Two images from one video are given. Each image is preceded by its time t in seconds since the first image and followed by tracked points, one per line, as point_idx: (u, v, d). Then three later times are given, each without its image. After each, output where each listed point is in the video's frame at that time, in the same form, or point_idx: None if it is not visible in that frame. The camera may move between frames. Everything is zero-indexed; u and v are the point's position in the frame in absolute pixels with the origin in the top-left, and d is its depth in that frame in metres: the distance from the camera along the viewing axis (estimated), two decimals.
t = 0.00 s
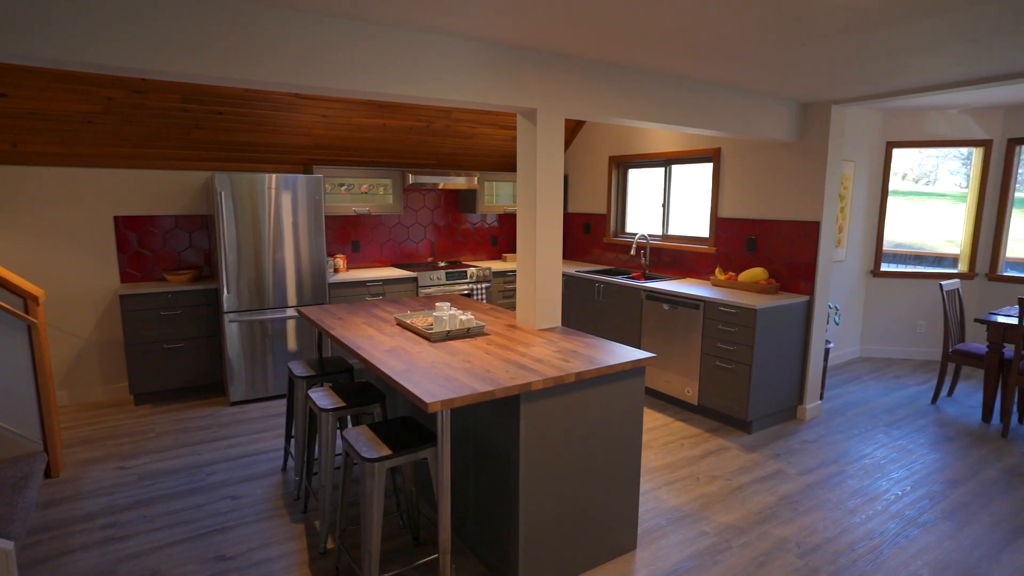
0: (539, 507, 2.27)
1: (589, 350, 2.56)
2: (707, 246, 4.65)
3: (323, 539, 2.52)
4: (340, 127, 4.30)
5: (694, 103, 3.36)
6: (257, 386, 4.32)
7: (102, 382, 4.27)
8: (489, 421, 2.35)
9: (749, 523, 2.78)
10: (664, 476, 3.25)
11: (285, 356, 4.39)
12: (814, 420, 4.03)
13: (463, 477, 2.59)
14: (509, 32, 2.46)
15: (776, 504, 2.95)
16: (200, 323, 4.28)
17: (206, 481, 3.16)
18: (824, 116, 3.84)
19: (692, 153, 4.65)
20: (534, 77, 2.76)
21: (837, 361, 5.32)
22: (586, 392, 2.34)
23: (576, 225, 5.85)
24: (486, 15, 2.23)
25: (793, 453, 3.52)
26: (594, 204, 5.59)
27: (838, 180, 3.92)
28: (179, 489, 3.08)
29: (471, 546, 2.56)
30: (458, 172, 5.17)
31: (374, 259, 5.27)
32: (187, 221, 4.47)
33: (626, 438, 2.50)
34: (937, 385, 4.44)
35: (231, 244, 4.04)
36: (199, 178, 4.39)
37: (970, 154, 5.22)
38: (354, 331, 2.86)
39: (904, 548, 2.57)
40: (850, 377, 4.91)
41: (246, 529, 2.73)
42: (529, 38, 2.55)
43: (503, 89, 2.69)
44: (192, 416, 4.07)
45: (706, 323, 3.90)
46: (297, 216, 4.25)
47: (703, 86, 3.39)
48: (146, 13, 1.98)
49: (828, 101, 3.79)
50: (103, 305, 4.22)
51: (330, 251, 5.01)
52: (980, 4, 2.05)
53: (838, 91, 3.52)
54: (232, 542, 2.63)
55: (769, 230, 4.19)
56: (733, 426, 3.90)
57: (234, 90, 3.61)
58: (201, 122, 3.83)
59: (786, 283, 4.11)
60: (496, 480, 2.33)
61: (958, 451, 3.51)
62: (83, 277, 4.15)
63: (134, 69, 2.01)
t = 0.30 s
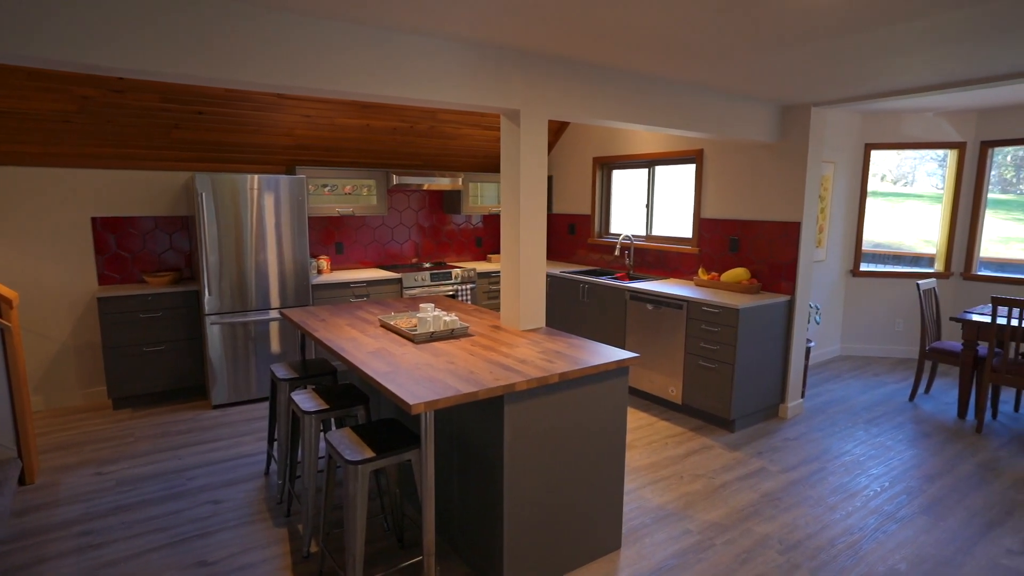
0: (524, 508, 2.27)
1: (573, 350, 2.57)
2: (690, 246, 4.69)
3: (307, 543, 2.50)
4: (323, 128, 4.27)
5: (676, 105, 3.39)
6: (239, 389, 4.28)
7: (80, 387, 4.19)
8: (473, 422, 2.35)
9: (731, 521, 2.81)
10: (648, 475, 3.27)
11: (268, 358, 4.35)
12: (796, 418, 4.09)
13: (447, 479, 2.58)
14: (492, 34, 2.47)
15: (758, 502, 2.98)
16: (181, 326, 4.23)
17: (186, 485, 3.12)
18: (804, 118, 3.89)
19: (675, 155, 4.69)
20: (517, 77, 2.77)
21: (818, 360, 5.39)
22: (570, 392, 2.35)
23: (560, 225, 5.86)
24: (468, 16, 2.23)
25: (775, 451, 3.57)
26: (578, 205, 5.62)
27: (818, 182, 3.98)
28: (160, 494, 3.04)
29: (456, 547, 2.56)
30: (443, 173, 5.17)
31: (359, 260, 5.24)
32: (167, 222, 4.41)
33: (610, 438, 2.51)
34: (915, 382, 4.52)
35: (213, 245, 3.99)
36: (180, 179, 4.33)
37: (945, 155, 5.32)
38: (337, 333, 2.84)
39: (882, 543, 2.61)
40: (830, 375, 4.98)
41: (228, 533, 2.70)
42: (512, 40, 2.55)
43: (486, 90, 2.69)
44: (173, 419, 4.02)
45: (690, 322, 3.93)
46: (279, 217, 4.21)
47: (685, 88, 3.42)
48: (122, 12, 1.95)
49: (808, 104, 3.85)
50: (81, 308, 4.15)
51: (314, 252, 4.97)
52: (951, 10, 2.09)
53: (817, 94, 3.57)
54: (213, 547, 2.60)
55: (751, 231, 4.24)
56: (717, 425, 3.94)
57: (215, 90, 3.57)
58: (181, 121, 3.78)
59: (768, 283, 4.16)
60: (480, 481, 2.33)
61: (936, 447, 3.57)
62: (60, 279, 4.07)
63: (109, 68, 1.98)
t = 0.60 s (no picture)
0: (509, 509, 2.27)
1: (558, 351, 2.58)
2: (674, 246, 4.73)
3: (291, 547, 2.48)
4: (307, 128, 4.24)
5: (660, 107, 3.42)
6: (223, 392, 4.24)
7: (58, 391, 4.12)
8: (459, 424, 2.34)
9: (715, 519, 2.84)
10: (633, 475, 3.29)
11: (251, 361, 4.31)
12: (779, 417, 4.14)
13: (433, 481, 2.58)
14: (477, 35, 2.47)
15: (741, 500, 3.01)
16: (163, 328, 4.17)
17: (168, 490, 3.09)
18: (785, 120, 3.94)
19: (659, 156, 4.72)
20: (501, 79, 2.77)
21: (800, 358, 5.47)
22: (555, 393, 2.36)
23: (546, 226, 5.88)
24: (453, 18, 2.23)
25: (758, 449, 3.61)
26: (564, 206, 5.64)
27: (799, 183, 4.03)
28: (141, 499, 3.00)
29: (441, 549, 2.56)
30: (428, 174, 5.17)
31: (344, 262, 5.21)
32: (148, 223, 4.38)
33: (594, 438, 2.53)
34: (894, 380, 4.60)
35: (195, 247, 3.95)
36: (160, 179, 4.28)
37: (923, 157, 5.43)
38: (321, 335, 2.83)
39: (863, 538, 2.66)
40: (812, 374, 5.05)
41: (210, 538, 2.68)
42: (497, 41, 2.56)
43: (471, 91, 2.70)
44: (154, 423, 3.97)
45: (674, 322, 3.96)
46: (263, 218, 4.18)
47: (668, 90, 3.45)
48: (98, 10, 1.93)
49: (789, 106, 3.90)
50: (59, 311, 4.08)
51: (298, 253, 4.93)
52: (926, 15, 2.14)
53: (798, 96, 3.62)
54: (196, 553, 2.57)
55: (734, 231, 4.29)
56: (701, 424, 3.97)
57: (197, 90, 3.53)
58: (163, 121, 3.73)
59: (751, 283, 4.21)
60: (465, 482, 2.33)
61: (914, 444, 3.64)
62: (36, 282, 4.00)
63: (85, 68, 1.95)
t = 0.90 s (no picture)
0: (495, 511, 2.27)
1: (543, 351, 2.59)
2: (659, 247, 4.76)
3: (276, 551, 2.46)
4: (291, 129, 4.21)
5: (644, 109, 3.44)
6: (206, 395, 4.19)
7: (36, 396, 4.05)
8: (444, 426, 2.34)
9: (700, 517, 2.86)
10: (619, 474, 3.31)
11: (235, 364, 4.26)
12: (763, 415, 4.18)
13: (419, 483, 2.57)
14: (462, 36, 2.47)
15: (726, 498, 3.04)
16: (144, 331, 4.12)
17: (149, 496, 3.04)
18: (768, 122, 3.98)
19: (644, 158, 4.75)
20: (487, 80, 2.77)
21: (784, 358, 5.53)
22: (540, 394, 2.36)
23: (532, 227, 5.89)
24: (438, 18, 2.23)
25: (743, 448, 3.64)
26: (550, 207, 5.65)
27: (782, 184, 4.08)
28: (122, 505, 2.96)
29: (428, 551, 2.55)
30: (414, 175, 5.17)
31: (329, 263, 5.18)
32: (130, 225, 4.31)
33: (580, 438, 2.53)
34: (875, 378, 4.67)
35: (177, 249, 3.90)
36: (142, 180, 4.22)
37: (902, 159, 5.52)
38: (306, 337, 2.81)
39: (844, 535, 2.69)
40: (796, 373, 5.11)
41: (194, 544, 2.64)
42: (482, 42, 2.56)
43: (457, 92, 2.69)
44: (136, 427, 3.91)
45: (659, 322, 3.99)
46: (247, 219, 4.14)
47: (652, 92, 3.48)
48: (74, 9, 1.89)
49: (772, 108, 3.94)
50: (36, 315, 4.01)
51: (283, 255, 4.89)
52: (906, 19, 2.17)
53: (780, 98, 3.67)
54: (178, 558, 2.54)
55: (718, 232, 4.32)
56: (686, 423, 4.00)
57: (179, 89, 3.49)
58: (144, 122, 3.68)
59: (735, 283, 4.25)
60: (451, 484, 2.33)
61: (894, 441, 3.70)
62: (13, 284, 3.92)
63: (61, 67, 1.91)
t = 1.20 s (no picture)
0: (481, 512, 2.27)
1: (529, 352, 2.59)
2: (645, 248, 4.79)
3: (260, 555, 2.44)
4: (275, 129, 4.17)
5: (629, 110, 3.46)
6: (189, 399, 4.14)
7: (12, 402, 3.96)
8: (430, 428, 2.34)
9: (685, 516, 2.88)
10: (606, 474, 3.32)
11: (218, 367, 4.22)
12: (747, 414, 4.22)
13: (405, 485, 2.56)
14: (446, 37, 2.47)
15: (711, 497, 3.06)
16: (125, 334, 4.06)
17: (131, 501, 3.00)
18: (750, 124, 4.03)
19: (630, 159, 4.78)
20: (471, 81, 2.78)
21: (768, 357, 5.59)
22: (526, 395, 2.36)
23: (519, 228, 5.89)
24: (421, 19, 2.23)
25: (727, 447, 3.67)
26: (536, 208, 5.66)
27: (765, 185, 4.13)
28: (102, 511, 2.91)
29: (414, 553, 2.54)
30: (400, 176, 5.18)
31: (314, 265, 5.14)
32: (110, 227, 4.27)
33: (566, 439, 2.54)
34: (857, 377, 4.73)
35: (159, 251, 3.85)
36: (122, 181, 4.16)
37: (882, 160, 5.62)
38: (290, 340, 2.78)
39: (827, 531, 2.73)
40: (779, 372, 5.17)
41: (176, 549, 2.61)
42: (466, 43, 2.56)
43: (441, 94, 2.69)
44: (117, 432, 3.86)
45: (644, 323, 4.02)
46: (230, 221, 4.10)
47: (636, 94, 3.50)
48: (47, 7, 1.86)
49: (754, 110, 3.99)
50: (13, 319, 3.92)
51: (267, 257, 4.85)
52: (882, 24, 2.21)
53: (763, 101, 3.71)
54: (160, 564, 2.50)
55: (703, 233, 4.36)
56: (671, 423, 4.03)
57: (160, 89, 3.44)
58: (124, 122, 3.63)
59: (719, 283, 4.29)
60: (437, 486, 2.32)
61: (875, 438, 3.75)
62: None
63: (37, 66, 1.88)
